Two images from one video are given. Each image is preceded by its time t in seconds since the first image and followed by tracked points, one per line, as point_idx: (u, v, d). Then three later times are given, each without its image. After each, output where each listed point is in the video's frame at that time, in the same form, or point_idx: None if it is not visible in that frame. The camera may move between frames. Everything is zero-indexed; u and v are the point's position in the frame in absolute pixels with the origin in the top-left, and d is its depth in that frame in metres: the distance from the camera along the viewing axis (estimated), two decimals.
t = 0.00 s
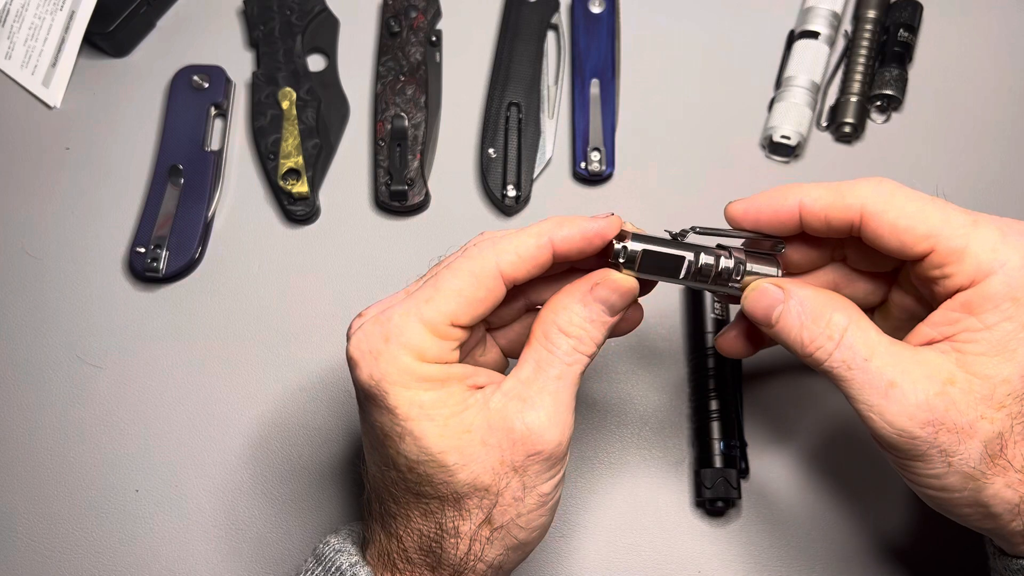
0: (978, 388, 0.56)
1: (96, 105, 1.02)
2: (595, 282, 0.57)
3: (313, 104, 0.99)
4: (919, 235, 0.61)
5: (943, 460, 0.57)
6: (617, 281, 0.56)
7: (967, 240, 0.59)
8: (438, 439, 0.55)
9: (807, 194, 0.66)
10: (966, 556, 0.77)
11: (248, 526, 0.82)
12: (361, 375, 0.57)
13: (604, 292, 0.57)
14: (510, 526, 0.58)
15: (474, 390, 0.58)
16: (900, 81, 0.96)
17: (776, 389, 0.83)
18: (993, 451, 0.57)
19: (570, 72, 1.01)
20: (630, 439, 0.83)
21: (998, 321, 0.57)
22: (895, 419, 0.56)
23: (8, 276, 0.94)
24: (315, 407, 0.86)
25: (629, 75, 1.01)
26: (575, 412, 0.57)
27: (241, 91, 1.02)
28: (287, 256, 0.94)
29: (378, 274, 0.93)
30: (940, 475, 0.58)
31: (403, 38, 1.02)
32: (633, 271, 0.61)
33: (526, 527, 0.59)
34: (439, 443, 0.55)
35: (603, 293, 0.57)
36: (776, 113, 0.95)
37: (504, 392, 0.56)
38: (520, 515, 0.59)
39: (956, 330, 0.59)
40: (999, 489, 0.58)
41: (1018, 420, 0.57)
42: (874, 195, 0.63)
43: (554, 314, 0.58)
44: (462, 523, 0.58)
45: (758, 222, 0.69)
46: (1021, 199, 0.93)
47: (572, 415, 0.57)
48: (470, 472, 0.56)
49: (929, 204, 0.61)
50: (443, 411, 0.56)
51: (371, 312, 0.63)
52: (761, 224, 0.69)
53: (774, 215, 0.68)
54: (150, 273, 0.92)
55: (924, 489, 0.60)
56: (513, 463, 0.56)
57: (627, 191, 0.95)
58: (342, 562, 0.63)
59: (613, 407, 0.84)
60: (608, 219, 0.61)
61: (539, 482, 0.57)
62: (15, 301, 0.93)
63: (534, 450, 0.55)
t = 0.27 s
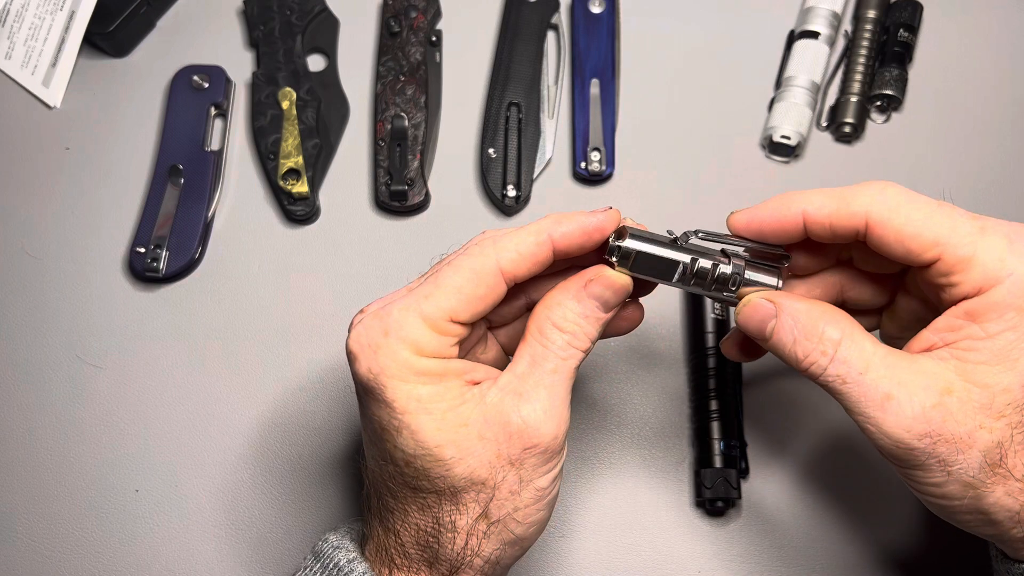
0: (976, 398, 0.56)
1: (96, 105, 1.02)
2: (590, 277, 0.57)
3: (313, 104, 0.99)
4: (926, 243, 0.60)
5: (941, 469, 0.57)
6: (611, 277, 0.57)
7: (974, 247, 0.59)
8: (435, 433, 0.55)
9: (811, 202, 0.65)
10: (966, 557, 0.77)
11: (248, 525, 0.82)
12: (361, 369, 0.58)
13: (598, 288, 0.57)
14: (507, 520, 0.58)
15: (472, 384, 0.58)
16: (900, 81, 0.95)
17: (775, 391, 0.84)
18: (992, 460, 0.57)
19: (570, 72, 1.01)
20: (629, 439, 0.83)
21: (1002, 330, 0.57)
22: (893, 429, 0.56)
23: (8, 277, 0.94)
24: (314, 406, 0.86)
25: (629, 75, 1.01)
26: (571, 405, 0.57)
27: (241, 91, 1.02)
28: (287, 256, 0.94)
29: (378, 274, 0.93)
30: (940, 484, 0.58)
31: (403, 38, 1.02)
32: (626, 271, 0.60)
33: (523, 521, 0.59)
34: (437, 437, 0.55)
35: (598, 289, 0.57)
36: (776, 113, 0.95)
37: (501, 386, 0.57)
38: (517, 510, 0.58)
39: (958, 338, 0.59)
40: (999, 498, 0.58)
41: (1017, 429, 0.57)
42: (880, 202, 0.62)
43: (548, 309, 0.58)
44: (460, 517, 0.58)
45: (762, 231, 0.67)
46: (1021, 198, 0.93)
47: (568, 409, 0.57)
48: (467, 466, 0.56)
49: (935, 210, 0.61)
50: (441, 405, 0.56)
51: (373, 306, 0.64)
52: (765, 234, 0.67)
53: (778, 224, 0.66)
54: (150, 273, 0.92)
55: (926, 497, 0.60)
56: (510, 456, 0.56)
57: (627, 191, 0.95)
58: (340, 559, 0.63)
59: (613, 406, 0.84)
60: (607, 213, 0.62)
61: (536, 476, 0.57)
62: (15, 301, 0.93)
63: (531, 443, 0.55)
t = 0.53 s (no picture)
0: (973, 401, 0.56)
1: (96, 105, 1.02)
2: (594, 278, 0.57)
3: (313, 104, 0.99)
4: (924, 245, 0.60)
5: (939, 472, 0.57)
6: (613, 278, 0.56)
7: (972, 249, 0.59)
8: (432, 432, 0.55)
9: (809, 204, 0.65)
10: (965, 557, 0.77)
11: (248, 526, 0.82)
12: (359, 367, 0.58)
13: (602, 290, 0.57)
14: (504, 521, 0.58)
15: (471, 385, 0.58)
16: (900, 81, 0.95)
17: (775, 391, 0.84)
18: (990, 463, 0.56)
19: (570, 72, 1.01)
20: (629, 439, 0.83)
21: (999, 333, 0.57)
22: (890, 432, 0.56)
23: (8, 277, 0.94)
24: (314, 406, 0.86)
25: (629, 75, 1.01)
26: (570, 408, 0.57)
27: (241, 91, 1.02)
28: (287, 257, 0.94)
29: (378, 274, 0.93)
30: (938, 486, 0.58)
31: (403, 38, 1.02)
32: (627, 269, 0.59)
33: (520, 522, 0.59)
34: (434, 437, 0.55)
35: (601, 290, 0.57)
36: (776, 113, 0.95)
37: (500, 387, 0.56)
38: (514, 511, 0.58)
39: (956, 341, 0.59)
40: (998, 500, 0.58)
41: (1016, 433, 0.56)
42: (878, 204, 0.62)
43: (550, 311, 0.57)
44: (457, 517, 0.58)
45: (759, 233, 0.67)
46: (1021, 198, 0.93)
47: (568, 411, 0.57)
48: (464, 466, 0.56)
49: (933, 212, 0.61)
50: (438, 404, 0.56)
51: (374, 305, 0.64)
52: (762, 236, 0.67)
53: (775, 227, 0.66)
54: (150, 273, 0.92)
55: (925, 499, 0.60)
56: (507, 458, 0.56)
57: (627, 191, 0.95)
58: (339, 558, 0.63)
59: (613, 406, 0.84)
60: (608, 212, 0.62)
61: (533, 478, 0.57)
62: (15, 301, 0.93)
63: (528, 445, 0.55)
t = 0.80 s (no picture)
0: (964, 398, 0.56)
1: (96, 105, 1.02)
2: (614, 295, 0.57)
3: (313, 104, 0.99)
4: (908, 248, 0.60)
5: (932, 469, 0.57)
6: (636, 294, 0.56)
7: (958, 251, 0.59)
8: (437, 450, 0.55)
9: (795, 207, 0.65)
10: (964, 556, 0.77)
11: (248, 526, 0.82)
12: (357, 384, 0.57)
13: (624, 307, 0.56)
14: (510, 535, 0.58)
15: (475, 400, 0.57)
16: (900, 81, 0.96)
17: (774, 391, 0.84)
18: (983, 459, 0.57)
19: (570, 72, 1.01)
20: (630, 439, 0.83)
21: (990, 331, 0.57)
22: (882, 429, 0.56)
23: (8, 277, 0.94)
24: (314, 406, 0.86)
25: (629, 75, 1.01)
26: (580, 425, 0.57)
27: (241, 91, 1.02)
28: (287, 256, 0.94)
29: (378, 274, 0.93)
30: (931, 484, 0.58)
31: (403, 38, 1.02)
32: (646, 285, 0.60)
33: (525, 536, 0.59)
34: (438, 454, 0.55)
35: (622, 307, 0.56)
36: (776, 113, 0.95)
37: (507, 403, 0.56)
38: (520, 526, 0.58)
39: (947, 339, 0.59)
40: (991, 497, 0.58)
41: (1007, 429, 0.57)
42: (863, 208, 0.62)
43: (570, 326, 0.57)
44: (462, 532, 0.58)
45: (746, 236, 0.68)
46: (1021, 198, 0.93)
47: (578, 428, 0.57)
48: (469, 482, 0.56)
49: (919, 215, 0.60)
50: (442, 422, 0.56)
51: (370, 317, 0.63)
52: (749, 238, 0.68)
53: (762, 229, 0.67)
54: (150, 273, 0.92)
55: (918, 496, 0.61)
56: (513, 475, 0.55)
57: (626, 191, 0.95)
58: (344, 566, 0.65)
59: (612, 406, 0.84)
60: (614, 229, 0.59)
61: (539, 495, 0.57)
62: (15, 301, 0.93)
63: (535, 463, 0.55)
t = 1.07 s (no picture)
0: (944, 400, 0.56)
1: (96, 105, 1.02)
2: (627, 309, 0.56)
3: (313, 104, 0.99)
4: (889, 251, 0.60)
5: (916, 470, 0.57)
6: (649, 307, 0.56)
7: (937, 254, 0.58)
8: (445, 464, 0.55)
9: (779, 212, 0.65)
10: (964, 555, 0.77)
11: (248, 527, 0.82)
12: (363, 398, 0.56)
13: (637, 319, 0.56)
14: (516, 547, 0.59)
15: (482, 414, 0.57)
16: (900, 81, 0.96)
17: (774, 391, 0.84)
18: (965, 461, 0.56)
19: (570, 72, 1.01)
20: (630, 439, 0.83)
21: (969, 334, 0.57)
22: (864, 429, 0.56)
23: (8, 277, 0.94)
24: (315, 407, 0.86)
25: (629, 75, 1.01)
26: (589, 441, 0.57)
27: (241, 91, 1.02)
28: (287, 256, 0.94)
29: (378, 274, 0.93)
30: (916, 485, 0.58)
31: (403, 38, 1.02)
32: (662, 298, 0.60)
33: (530, 547, 0.59)
34: (446, 468, 0.55)
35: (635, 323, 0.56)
36: (776, 113, 0.95)
37: (517, 417, 0.55)
38: (526, 538, 0.59)
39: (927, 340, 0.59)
40: (975, 499, 0.57)
41: (989, 431, 0.56)
42: (845, 212, 0.62)
43: (581, 341, 0.56)
44: (468, 545, 0.59)
45: (732, 242, 0.68)
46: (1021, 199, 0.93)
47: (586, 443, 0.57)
48: (476, 495, 0.56)
49: (901, 219, 0.60)
50: (449, 436, 0.55)
51: (372, 327, 0.63)
52: (735, 244, 0.68)
53: (747, 235, 0.67)
54: (150, 273, 0.92)
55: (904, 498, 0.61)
56: (521, 490, 0.55)
57: (626, 191, 0.95)
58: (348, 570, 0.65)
59: (612, 406, 0.84)
60: (624, 239, 0.59)
61: (546, 509, 0.57)
62: (15, 301, 0.93)
63: (543, 478, 0.55)
